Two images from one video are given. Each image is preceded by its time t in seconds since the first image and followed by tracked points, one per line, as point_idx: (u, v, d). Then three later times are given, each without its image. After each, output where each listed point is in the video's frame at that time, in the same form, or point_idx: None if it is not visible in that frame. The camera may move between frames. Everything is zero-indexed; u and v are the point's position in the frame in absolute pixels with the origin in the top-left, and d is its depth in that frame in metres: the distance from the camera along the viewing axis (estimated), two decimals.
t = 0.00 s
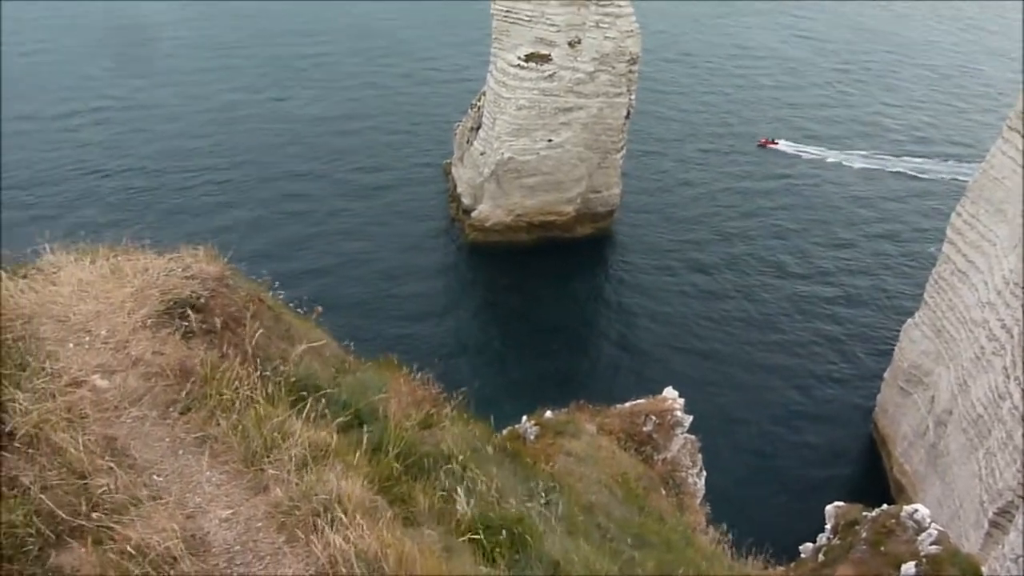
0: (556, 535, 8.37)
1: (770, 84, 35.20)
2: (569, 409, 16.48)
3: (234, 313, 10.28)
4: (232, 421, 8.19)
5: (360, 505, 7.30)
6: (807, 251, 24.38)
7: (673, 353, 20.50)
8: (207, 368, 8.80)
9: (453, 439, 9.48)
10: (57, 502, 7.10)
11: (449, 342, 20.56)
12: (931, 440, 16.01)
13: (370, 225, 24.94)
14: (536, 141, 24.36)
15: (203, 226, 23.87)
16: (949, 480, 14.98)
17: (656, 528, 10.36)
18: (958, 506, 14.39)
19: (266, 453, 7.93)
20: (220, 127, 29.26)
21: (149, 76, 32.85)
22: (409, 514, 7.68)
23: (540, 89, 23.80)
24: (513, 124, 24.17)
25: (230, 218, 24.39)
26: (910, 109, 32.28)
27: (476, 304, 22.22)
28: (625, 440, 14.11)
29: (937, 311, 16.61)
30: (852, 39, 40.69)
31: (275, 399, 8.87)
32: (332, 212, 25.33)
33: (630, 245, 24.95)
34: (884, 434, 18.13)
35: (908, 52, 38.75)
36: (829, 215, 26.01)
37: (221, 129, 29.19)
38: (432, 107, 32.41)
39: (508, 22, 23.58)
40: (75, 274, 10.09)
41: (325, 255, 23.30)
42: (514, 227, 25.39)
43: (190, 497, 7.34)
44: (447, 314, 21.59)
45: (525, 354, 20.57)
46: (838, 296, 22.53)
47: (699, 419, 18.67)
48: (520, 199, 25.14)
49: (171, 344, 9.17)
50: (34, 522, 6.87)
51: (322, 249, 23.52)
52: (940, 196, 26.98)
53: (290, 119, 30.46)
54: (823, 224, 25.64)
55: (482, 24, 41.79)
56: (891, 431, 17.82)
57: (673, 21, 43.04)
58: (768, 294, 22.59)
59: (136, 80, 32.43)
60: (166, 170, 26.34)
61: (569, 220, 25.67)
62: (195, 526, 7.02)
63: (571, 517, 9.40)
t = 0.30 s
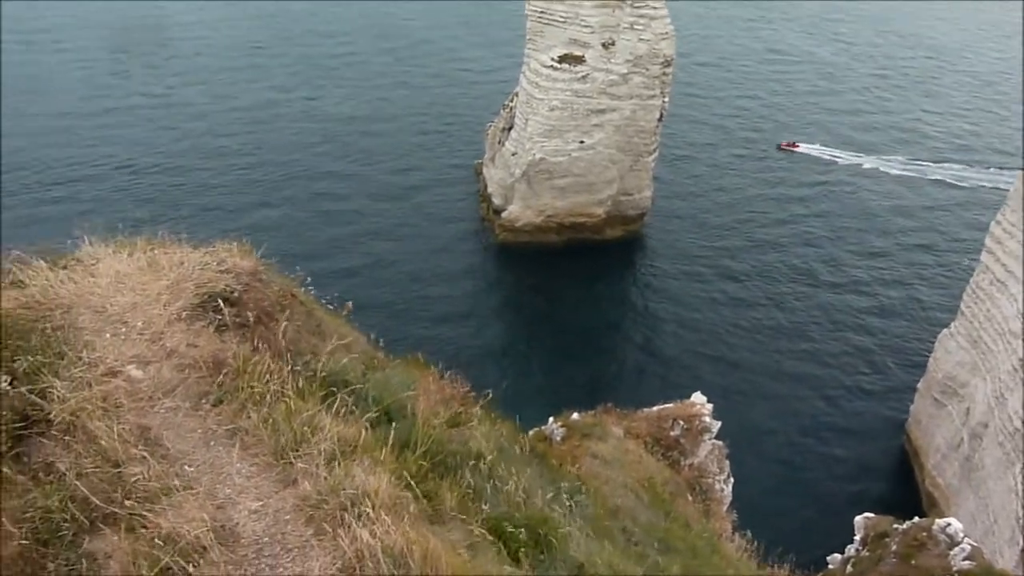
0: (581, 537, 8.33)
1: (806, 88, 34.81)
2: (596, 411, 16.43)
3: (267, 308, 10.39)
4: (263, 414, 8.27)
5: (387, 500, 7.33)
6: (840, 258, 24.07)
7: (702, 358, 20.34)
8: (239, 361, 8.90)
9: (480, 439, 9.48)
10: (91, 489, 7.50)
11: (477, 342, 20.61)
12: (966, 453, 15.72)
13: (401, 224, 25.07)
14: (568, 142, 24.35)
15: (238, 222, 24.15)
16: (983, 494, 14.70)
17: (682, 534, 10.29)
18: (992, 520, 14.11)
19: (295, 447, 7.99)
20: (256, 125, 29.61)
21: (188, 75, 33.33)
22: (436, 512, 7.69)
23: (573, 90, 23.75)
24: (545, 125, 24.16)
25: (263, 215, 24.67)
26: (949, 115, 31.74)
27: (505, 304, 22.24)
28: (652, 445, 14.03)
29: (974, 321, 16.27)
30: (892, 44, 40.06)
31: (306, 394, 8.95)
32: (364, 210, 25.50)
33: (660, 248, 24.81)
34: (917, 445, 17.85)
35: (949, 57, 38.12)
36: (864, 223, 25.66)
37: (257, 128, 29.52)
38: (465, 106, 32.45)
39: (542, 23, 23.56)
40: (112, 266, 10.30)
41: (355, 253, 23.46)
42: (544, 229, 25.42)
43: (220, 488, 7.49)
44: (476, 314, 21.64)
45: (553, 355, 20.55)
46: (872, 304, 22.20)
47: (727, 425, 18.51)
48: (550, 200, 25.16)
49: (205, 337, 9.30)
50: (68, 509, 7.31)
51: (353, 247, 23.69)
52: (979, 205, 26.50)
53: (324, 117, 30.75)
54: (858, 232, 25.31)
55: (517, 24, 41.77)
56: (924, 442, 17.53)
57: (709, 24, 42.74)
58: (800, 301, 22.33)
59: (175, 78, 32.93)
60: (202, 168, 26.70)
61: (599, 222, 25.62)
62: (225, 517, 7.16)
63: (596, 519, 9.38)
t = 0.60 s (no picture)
0: (598, 545, 8.28)
1: (835, 100, 34.52)
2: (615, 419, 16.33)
3: (290, 307, 10.44)
4: (284, 413, 8.30)
5: (405, 503, 7.33)
6: (865, 274, 23.82)
7: (723, 370, 20.18)
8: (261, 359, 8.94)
9: (499, 444, 9.45)
10: (113, 482, 7.62)
11: (497, 347, 20.60)
12: (989, 473, 15.47)
13: (424, 227, 25.11)
14: (593, 149, 24.29)
15: (264, 223, 24.32)
16: (1005, 516, 14.43)
17: (699, 545, 10.20)
18: (1014, 543, 13.83)
19: (315, 446, 8.00)
20: (283, 126, 29.86)
21: (219, 75, 33.66)
22: (452, 516, 7.69)
23: (599, 97, 23.71)
24: (570, 132, 24.13)
25: (288, 215, 24.84)
26: (980, 131, 31.37)
27: (525, 310, 22.20)
28: (670, 455, 13.94)
29: (1001, 340, 16.00)
30: (924, 58, 39.59)
31: (326, 394, 8.98)
32: (387, 213, 25.59)
33: (683, 258, 24.67)
34: (939, 464, 17.61)
35: (981, 72, 37.71)
36: (890, 238, 25.38)
37: (285, 129, 29.73)
38: (492, 109, 32.43)
39: (570, 29, 23.58)
40: (139, 261, 10.42)
41: (378, 255, 23.54)
42: (567, 235, 25.38)
43: (240, 485, 7.55)
44: (496, 319, 21.61)
45: (573, 363, 20.50)
46: (897, 321, 21.94)
47: (746, 439, 18.33)
48: (574, 207, 25.10)
49: (228, 334, 9.36)
50: (90, 501, 7.51)
51: (377, 250, 23.76)
52: (1009, 223, 26.13)
53: (351, 118, 30.90)
54: (884, 248, 25.04)
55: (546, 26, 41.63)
56: (947, 462, 17.30)
57: (738, 33, 42.55)
58: (824, 316, 22.09)
59: (206, 78, 33.27)
60: (230, 167, 26.92)
61: (622, 230, 25.52)
62: (244, 513, 7.23)
63: (613, 529, 9.33)
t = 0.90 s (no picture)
0: (616, 550, 8.27)
1: (863, 108, 34.27)
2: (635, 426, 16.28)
3: (314, 307, 10.53)
4: (307, 412, 8.38)
5: (425, 504, 7.38)
6: (890, 285, 23.61)
7: (744, 378, 20.08)
8: (285, 359, 9.02)
9: (519, 447, 9.46)
10: (138, 476, 7.73)
11: (517, 351, 20.63)
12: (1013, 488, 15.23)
13: (447, 230, 25.22)
14: (617, 154, 24.24)
15: (289, 223, 24.55)
16: None
17: (718, 553, 10.16)
18: None
19: (337, 446, 8.07)
20: (310, 128, 30.16)
21: (248, 77, 34.01)
22: (471, 518, 7.73)
23: (624, 102, 23.66)
24: (594, 137, 24.09)
25: (313, 216, 25.06)
26: (1009, 143, 31.01)
27: (547, 314, 22.22)
28: (690, 463, 13.87)
29: None
30: (954, 67, 39.13)
31: (349, 394, 9.05)
32: (411, 215, 25.73)
33: (706, 265, 24.57)
34: (963, 478, 17.40)
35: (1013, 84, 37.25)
36: (916, 250, 25.14)
37: (311, 132, 29.96)
38: (516, 112, 32.47)
39: (596, 34, 23.54)
40: (167, 259, 10.56)
41: (401, 257, 23.67)
42: (589, 240, 25.38)
43: (262, 483, 7.64)
44: (517, 324, 21.63)
45: (593, 368, 20.47)
46: (921, 334, 21.71)
47: (766, 450, 18.21)
48: (597, 213, 25.08)
49: (253, 333, 9.46)
50: (116, 494, 7.63)
51: (400, 252, 23.87)
52: None
53: (376, 120, 31.11)
54: (909, 259, 24.80)
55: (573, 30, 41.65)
56: (971, 476, 17.08)
57: (766, 40, 42.36)
58: (847, 327, 21.90)
59: (235, 81, 33.63)
60: (257, 168, 27.15)
61: (645, 235, 25.48)
62: (267, 510, 7.31)
63: (632, 534, 9.33)
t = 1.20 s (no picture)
0: (633, 557, 8.24)
1: (891, 119, 33.97)
2: (653, 433, 16.22)
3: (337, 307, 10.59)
4: (329, 411, 8.43)
5: (444, 505, 7.41)
6: (914, 299, 23.37)
7: (765, 388, 19.95)
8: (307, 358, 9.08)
9: (537, 451, 9.46)
10: (161, 470, 7.85)
11: (537, 356, 20.61)
12: None
13: (470, 233, 25.31)
14: (640, 160, 24.18)
15: (314, 222, 24.77)
16: None
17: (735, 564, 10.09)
18: None
19: (357, 445, 8.11)
20: (336, 129, 30.41)
21: (276, 79, 34.31)
22: (489, 521, 7.74)
23: (649, 108, 23.60)
24: (619, 142, 24.04)
25: (337, 216, 25.25)
26: None
27: (567, 319, 22.20)
28: (708, 471, 13.80)
29: None
30: (985, 80, 38.70)
31: (370, 394, 9.10)
32: (434, 217, 25.85)
33: (728, 273, 24.45)
34: (985, 496, 17.17)
35: None
36: (942, 264, 24.87)
37: (337, 133, 30.19)
38: (541, 117, 32.50)
39: (622, 40, 23.59)
40: (194, 256, 10.69)
41: (423, 259, 23.79)
42: (611, 246, 25.34)
43: (283, 480, 7.71)
44: (537, 328, 21.64)
45: (612, 373, 20.43)
46: (945, 350, 21.47)
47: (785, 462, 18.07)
48: (619, 218, 25.02)
49: (276, 331, 9.54)
50: (138, 487, 7.75)
51: (422, 254, 23.99)
52: None
53: (402, 123, 31.29)
54: (935, 273, 24.54)
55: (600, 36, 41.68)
56: (994, 494, 16.85)
57: (794, 48, 42.11)
58: (870, 340, 21.69)
59: (263, 81, 33.94)
60: (282, 169, 27.37)
61: (667, 242, 25.38)
62: (286, 507, 7.38)
63: (649, 542, 9.30)
